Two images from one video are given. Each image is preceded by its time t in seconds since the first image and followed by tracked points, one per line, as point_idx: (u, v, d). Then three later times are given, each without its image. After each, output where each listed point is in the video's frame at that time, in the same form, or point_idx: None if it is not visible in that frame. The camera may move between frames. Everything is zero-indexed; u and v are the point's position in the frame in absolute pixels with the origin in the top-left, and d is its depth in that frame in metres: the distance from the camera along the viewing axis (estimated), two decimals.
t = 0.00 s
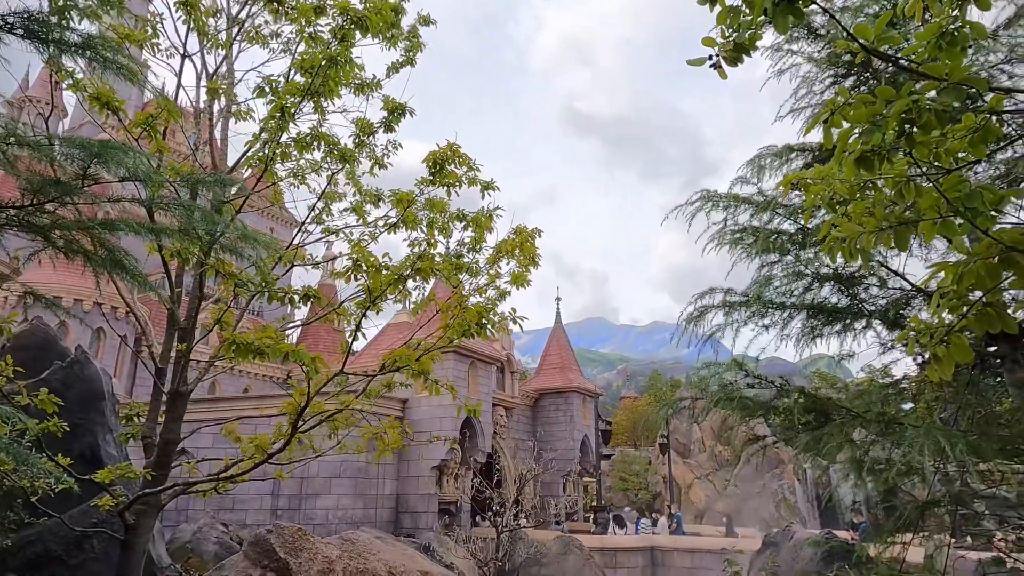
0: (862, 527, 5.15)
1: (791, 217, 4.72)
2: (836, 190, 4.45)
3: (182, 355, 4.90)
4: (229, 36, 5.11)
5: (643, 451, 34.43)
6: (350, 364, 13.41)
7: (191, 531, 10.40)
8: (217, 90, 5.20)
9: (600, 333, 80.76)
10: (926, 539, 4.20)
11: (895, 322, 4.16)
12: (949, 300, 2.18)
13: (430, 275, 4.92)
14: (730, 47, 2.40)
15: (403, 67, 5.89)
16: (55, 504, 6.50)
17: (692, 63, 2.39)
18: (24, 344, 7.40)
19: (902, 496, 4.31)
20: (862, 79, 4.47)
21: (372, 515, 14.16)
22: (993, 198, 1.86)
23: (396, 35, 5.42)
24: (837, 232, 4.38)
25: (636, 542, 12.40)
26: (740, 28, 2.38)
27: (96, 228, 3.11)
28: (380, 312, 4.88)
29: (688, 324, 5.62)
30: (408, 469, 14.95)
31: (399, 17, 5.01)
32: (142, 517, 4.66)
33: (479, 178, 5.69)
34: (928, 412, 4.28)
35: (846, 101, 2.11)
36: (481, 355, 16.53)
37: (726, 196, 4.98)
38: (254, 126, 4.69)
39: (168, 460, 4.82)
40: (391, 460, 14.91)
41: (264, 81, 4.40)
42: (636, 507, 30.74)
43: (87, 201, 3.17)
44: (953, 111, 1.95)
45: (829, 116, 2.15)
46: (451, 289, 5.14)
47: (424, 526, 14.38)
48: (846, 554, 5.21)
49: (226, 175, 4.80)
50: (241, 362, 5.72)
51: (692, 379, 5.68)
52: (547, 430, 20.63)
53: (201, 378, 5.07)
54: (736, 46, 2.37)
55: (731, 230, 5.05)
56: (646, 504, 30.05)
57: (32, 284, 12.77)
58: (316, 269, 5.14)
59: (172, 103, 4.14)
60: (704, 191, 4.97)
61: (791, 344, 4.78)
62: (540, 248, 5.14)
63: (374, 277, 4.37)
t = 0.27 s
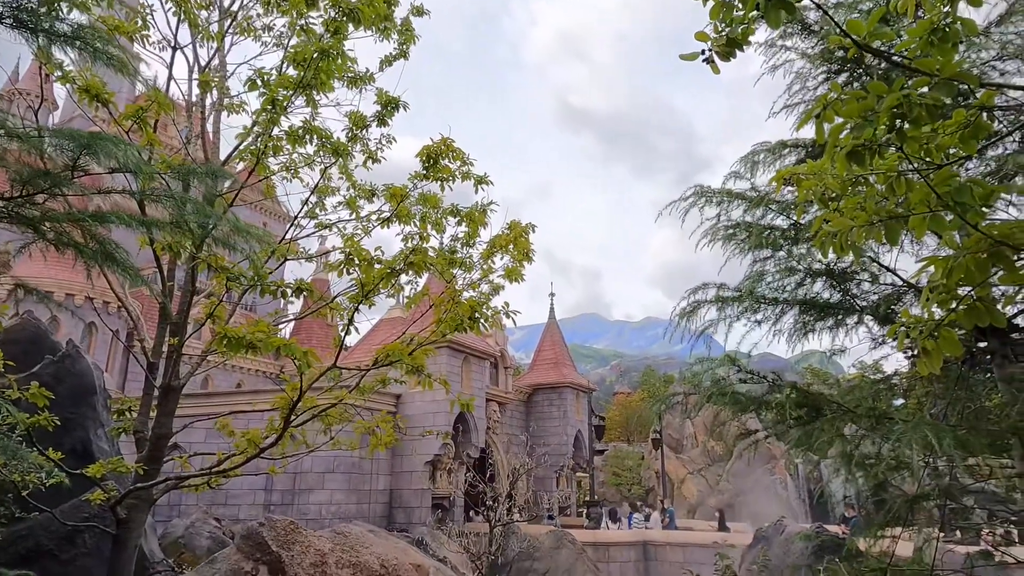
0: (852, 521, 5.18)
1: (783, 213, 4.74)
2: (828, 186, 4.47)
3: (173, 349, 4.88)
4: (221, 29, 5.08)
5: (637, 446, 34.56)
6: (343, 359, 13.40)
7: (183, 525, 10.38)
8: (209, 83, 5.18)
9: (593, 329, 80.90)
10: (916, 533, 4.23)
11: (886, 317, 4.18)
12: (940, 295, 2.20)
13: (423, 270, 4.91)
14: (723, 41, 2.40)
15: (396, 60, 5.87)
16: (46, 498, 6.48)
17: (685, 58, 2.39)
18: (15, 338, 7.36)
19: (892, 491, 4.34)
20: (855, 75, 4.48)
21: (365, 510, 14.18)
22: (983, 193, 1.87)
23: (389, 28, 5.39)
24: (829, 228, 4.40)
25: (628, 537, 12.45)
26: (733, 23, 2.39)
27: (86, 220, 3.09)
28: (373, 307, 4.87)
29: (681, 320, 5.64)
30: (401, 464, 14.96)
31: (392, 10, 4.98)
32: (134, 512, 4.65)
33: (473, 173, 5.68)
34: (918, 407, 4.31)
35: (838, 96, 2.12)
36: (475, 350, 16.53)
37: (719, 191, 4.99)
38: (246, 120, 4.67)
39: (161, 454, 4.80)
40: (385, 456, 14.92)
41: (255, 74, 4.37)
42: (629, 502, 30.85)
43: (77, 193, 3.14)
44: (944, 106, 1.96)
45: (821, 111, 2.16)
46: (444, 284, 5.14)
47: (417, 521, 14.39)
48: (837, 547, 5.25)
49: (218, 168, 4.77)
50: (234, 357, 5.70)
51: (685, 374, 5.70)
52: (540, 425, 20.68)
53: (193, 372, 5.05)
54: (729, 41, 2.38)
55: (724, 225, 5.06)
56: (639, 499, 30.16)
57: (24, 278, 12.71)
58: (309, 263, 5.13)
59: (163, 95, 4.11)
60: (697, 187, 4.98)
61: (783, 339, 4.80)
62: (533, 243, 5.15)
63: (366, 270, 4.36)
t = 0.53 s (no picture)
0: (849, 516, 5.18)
1: (780, 208, 4.72)
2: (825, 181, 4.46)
3: (168, 344, 4.86)
4: (215, 21, 5.05)
5: (634, 443, 34.62)
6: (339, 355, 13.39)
7: (179, 522, 10.37)
8: (203, 76, 5.14)
9: (590, 326, 80.99)
10: (912, 528, 4.23)
11: (882, 312, 4.17)
12: (936, 287, 2.19)
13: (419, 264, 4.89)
14: (719, 32, 2.38)
15: (391, 54, 5.84)
16: (40, 494, 6.45)
17: (680, 47, 2.37)
18: (9, 334, 7.32)
19: (889, 486, 4.34)
20: (852, 69, 4.47)
21: (362, 507, 14.19)
22: (980, 184, 1.86)
23: (385, 21, 5.36)
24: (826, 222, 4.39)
25: (625, 532, 12.48)
26: (729, 13, 2.37)
27: (76, 211, 3.06)
28: (368, 302, 4.85)
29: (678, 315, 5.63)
30: (398, 460, 14.98)
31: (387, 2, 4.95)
32: (128, 507, 4.63)
33: (469, 168, 5.66)
34: (914, 402, 4.31)
35: (835, 85, 2.10)
36: (472, 346, 16.52)
37: (716, 185, 4.98)
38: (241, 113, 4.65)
39: (155, 450, 4.78)
40: (381, 452, 14.90)
41: (249, 66, 4.34)
42: (626, 498, 30.93)
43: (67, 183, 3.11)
44: (942, 96, 1.95)
45: (817, 100, 2.14)
46: (440, 279, 5.12)
47: (414, 518, 14.40)
48: (832, 542, 5.25)
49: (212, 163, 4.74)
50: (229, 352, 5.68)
51: (681, 369, 5.69)
52: (537, 421, 20.69)
53: (187, 367, 5.02)
54: (726, 31, 2.36)
55: (721, 220, 5.04)
56: (635, 495, 30.22)
57: (19, 274, 12.67)
58: (304, 258, 5.11)
59: (155, 87, 4.07)
60: (694, 181, 4.97)
61: (780, 334, 4.79)
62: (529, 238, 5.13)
63: (361, 264, 4.32)
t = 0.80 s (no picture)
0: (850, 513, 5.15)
1: (782, 203, 4.68)
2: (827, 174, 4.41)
3: (165, 341, 4.84)
4: (212, 16, 5.01)
5: (635, 440, 34.61)
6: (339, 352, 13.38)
7: (180, 520, 10.38)
8: (200, 72, 5.11)
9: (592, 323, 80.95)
10: (914, 525, 4.20)
11: (884, 307, 4.14)
12: (940, 279, 2.15)
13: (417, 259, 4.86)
14: (718, 20, 2.34)
15: (390, 49, 5.81)
16: (38, 492, 6.44)
17: (679, 36, 2.33)
18: (7, 331, 7.31)
19: (890, 482, 4.31)
20: (854, 62, 4.42)
21: (363, 504, 14.20)
22: (985, 173, 1.82)
23: (383, 16, 5.33)
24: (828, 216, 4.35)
25: (626, 530, 12.45)
26: None
27: (67, 204, 3.02)
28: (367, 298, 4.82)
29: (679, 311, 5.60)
30: (399, 457, 14.97)
31: None
32: (126, 505, 4.61)
33: (469, 164, 5.62)
34: (916, 398, 4.27)
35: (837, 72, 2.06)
36: (473, 344, 16.49)
37: (717, 180, 4.94)
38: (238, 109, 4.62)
39: (153, 447, 4.76)
40: (382, 449, 14.89)
41: (245, 60, 4.31)
42: (627, 495, 30.93)
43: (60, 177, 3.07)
44: (946, 85, 1.91)
45: (819, 89, 2.10)
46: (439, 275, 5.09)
47: (415, 515, 14.40)
48: (833, 539, 5.23)
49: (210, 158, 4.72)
50: (226, 348, 5.65)
51: (681, 365, 5.66)
52: (538, 418, 20.68)
53: (185, 364, 5.00)
54: (725, 19, 2.32)
55: (721, 215, 5.00)
56: (637, 492, 30.22)
57: (19, 272, 12.68)
58: (302, 253, 5.08)
59: (151, 83, 4.04)
60: (695, 175, 4.92)
61: (781, 329, 4.75)
62: (528, 234, 5.11)
63: (357, 258, 4.29)
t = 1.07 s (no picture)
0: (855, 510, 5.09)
1: (785, 195, 4.62)
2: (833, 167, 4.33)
3: (162, 337, 4.79)
4: (208, 8, 4.96)
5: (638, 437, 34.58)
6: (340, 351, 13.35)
7: (183, 517, 10.36)
8: (197, 65, 5.07)
9: (595, 321, 80.84)
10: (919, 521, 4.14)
11: (889, 299, 4.08)
12: (951, 268, 2.09)
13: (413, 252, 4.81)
14: (719, 1, 2.28)
15: (388, 42, 5.75)
16: (37, 489, 6.42)
17: (679, 17, 2.26)
18: (5, 327, 7.28)
19: (896, 479, 4.24)
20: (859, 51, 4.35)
21: (365, 501, 14.18)
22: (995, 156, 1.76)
23: (382, 8, 5.27)
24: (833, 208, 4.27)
25: (630, 527, 12.40)
26: None
27: (52, 195, 2.96)
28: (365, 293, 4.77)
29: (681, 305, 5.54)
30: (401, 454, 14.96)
31: None
32: (123, 502, 4.57)
33: (468, 158, 5.57)
34: (922, 393, 4.21)
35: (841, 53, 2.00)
36: (475, 341, 16.45)
37: (719, 172, 4.87)
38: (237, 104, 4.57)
39: (150, 444, 4.72)
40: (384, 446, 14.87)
41: (241, 52, 4.26)
42: (630, 492, 30.87)
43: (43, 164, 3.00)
44: (955, 65, 1.85)
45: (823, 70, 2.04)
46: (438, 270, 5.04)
47: (417, 512, 14.38)
48: (838, 536, 5.18)
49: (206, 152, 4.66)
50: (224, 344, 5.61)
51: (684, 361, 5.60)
52: (541, 416, 20.64)
53: (183, 360, 4.96)
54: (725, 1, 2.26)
55: (723, 208, 4.94)
56: (640, 489, 30.17)
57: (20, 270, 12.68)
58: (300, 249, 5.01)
59: (144, 75, 3.99)
60: (697, 167, 4.86)
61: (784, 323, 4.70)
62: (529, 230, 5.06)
63: (352, 251, 4.23)
